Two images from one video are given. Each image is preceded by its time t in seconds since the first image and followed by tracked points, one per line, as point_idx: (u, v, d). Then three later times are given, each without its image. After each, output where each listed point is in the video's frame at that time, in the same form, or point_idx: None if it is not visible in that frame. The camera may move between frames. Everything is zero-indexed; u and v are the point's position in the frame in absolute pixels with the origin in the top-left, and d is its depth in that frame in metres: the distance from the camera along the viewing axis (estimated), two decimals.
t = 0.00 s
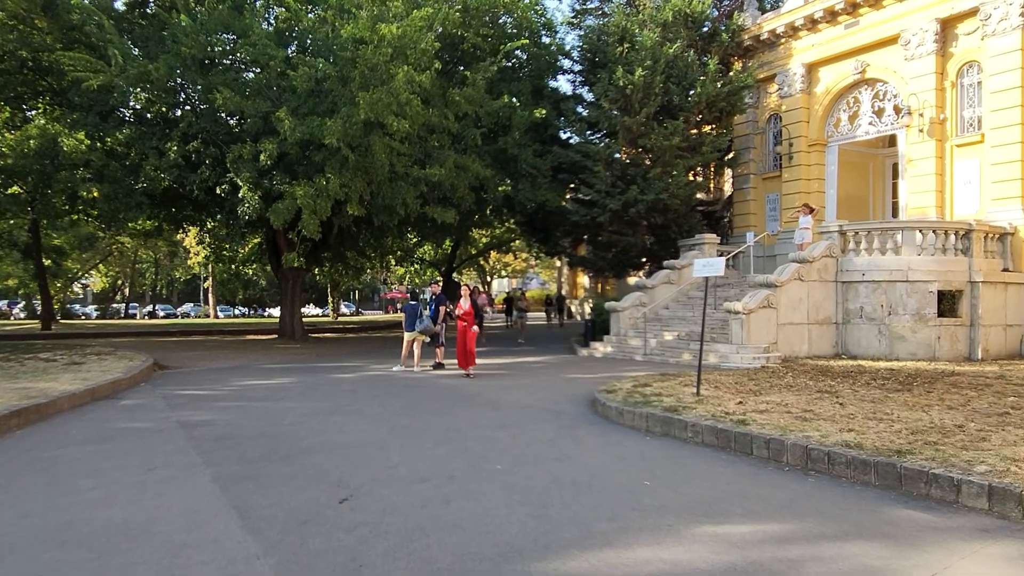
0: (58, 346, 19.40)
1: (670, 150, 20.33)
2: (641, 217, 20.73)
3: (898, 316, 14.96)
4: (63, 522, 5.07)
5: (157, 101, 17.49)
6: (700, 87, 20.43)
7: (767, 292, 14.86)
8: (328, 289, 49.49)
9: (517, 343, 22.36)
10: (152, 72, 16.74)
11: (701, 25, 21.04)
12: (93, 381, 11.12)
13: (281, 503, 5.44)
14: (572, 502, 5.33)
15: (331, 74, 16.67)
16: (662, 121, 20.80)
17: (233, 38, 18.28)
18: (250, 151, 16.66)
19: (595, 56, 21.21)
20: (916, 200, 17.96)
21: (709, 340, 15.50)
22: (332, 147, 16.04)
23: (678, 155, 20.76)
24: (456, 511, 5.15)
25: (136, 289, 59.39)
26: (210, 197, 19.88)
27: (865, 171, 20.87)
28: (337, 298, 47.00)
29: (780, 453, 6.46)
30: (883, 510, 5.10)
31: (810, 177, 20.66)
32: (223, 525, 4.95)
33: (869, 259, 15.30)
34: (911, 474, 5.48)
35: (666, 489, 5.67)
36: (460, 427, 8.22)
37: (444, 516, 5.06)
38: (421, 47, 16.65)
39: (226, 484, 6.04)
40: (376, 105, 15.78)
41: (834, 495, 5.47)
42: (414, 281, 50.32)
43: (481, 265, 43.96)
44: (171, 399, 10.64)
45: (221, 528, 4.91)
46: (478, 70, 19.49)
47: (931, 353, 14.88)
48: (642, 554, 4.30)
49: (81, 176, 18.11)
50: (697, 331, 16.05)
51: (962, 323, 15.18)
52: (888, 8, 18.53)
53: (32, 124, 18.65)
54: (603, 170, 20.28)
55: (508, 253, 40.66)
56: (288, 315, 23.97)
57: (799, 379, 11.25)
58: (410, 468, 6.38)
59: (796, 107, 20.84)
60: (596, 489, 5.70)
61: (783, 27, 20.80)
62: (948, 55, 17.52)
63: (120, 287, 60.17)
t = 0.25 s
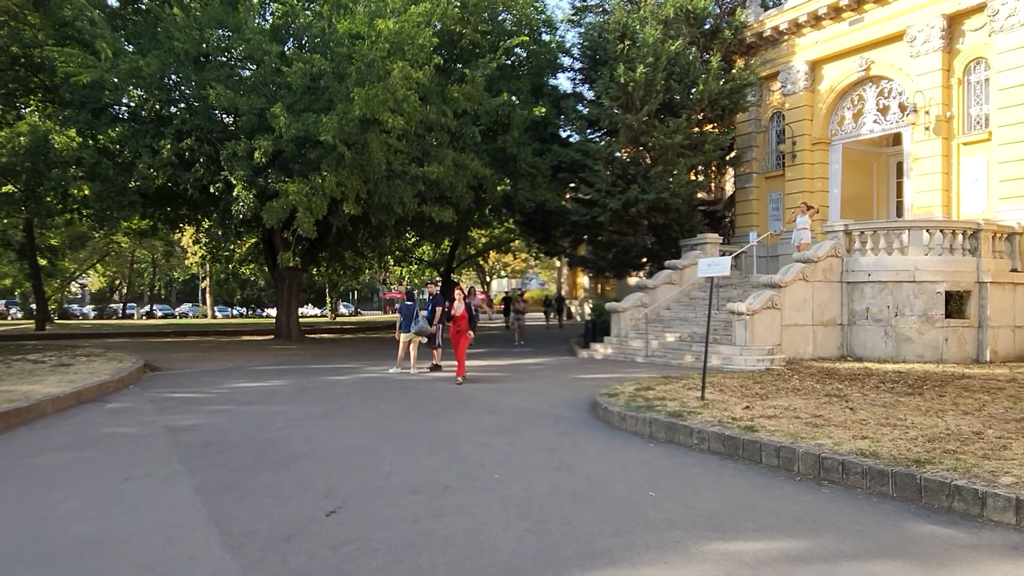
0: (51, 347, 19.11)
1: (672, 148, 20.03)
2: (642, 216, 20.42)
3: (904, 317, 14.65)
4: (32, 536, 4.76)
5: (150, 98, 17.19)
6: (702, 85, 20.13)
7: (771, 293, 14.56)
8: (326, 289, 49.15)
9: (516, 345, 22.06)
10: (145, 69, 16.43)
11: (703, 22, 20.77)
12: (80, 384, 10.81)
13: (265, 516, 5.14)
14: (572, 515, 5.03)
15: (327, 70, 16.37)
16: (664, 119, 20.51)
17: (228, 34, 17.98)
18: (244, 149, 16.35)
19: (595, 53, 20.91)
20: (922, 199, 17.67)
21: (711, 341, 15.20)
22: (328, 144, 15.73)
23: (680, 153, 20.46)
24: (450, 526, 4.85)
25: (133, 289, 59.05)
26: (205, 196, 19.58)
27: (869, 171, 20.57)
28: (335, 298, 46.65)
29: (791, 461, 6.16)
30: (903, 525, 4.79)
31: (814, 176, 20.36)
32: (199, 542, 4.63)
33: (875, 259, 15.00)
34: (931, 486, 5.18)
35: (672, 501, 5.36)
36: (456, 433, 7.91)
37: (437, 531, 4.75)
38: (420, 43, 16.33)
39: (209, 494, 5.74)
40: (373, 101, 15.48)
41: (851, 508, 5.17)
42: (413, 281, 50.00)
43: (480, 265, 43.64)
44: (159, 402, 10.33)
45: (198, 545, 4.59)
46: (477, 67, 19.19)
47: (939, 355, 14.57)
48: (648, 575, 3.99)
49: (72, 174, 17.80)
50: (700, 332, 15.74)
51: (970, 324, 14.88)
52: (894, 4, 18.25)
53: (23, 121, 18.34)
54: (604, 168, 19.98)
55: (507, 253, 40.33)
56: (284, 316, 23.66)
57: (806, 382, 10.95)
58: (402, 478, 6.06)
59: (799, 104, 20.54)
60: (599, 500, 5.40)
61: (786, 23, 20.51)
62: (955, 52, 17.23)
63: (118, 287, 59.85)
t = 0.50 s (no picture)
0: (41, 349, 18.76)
1: (673, 147, 19.71)
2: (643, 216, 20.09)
3: (912, 319, 14.32)
4: None
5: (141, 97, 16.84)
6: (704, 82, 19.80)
7: (775, 295, 14.24)
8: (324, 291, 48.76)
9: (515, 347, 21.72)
10: (135, 66, 16.08)
11: (705, 20, 20.47)
12: (65, 389, 10.47)
13: (246, 536, 4.80)
14: (574, 535, 4.69)
15: (322, 68, 16.04)
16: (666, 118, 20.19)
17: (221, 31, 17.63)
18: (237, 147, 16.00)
19: (595, 51, 20.58)
20: (928, 199, 17.36)
21: (715, 344, 14.86)
22: (323, 143, 15.40)
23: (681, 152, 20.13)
24: (444, 546, 4.52)
25: (130, 291, 58.64)
26: (198, 196, 19.24)
27: (873, 170, 20.26)
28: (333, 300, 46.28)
29: (805, 474, 5.83)
30: (931, 546, 4.45)
31: (818, 175, 20.03)
32: (172, 566, 4.29)
33: (882, 260, 14.68)
34: (958, 502, 4.85)
35: (681, 518, 5.03)
36: (452, 442, 7.58)
37: (430, 552, 4.42)
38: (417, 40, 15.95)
39: (189, 510, 5.40)
40: (368, 99, 15.15)
41: (872, 526, 4.84)
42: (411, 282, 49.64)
43: (479, 266, 43.31)
44: (146, 408, 9.99)
45: (171, 569, 4.25)
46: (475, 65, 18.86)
47: (948, 358, 14.25)
48: None
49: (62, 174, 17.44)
50: (703, 335, 15.41)
51: (980, 326, 14.56)
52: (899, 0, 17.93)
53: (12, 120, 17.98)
54: (604, 168, 19.65)
55: (506, 255, 39.99)
56: (280, 318, 23.31)
57: (814, 387, 10.62)
58: (394, 493, 5.73)
59: (803, 103, 20.22)
60: (603, 517, 5.06)
61: (789, 21, 20.20)
62: (961, 49, 16.92)
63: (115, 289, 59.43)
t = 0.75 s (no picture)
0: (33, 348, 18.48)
1: (675, 143, 19.43)
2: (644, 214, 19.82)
3: (920, 318, 14.05)
4: None
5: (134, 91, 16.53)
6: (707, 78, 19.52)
7: (780, 293, 13.96)
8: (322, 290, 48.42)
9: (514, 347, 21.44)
10: (128, 60, 15.77)
11: (707, 15, 20.20)
12: (51, 389, 10.18)
13: (229, 545, 4.52)
14: (578, 544, 4.41)
15: (318, 62, 15.76)
16: (668, 114, 19.91)
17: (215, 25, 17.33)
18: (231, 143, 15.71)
19: (596, 46, 20.30)
20: (935, 196, 17.09)
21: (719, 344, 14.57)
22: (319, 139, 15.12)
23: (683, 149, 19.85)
24: (439, 557, 4.24)
25: (127, 290, 58.29)
26: (193, 194, 18.94)
27: (878, 167, 19.99)
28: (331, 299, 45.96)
29: (819, 479, 5.54)
30: (959, 557, 4.18)
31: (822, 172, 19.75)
32: None
33: (889, 258, 14.39)
34: (985, 510, 4.57)
35: (691, 526, 4.75)
36: (449, 444, 7.30)
37: (424, 563, 4.14)
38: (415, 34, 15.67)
39: (171, 516, 5.12)
40: (365, 93, 14.88)
41: (894, 535, 4.56)
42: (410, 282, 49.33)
43: (479, 265, 43.00)
44: (135, 409, 9.70)
45: None
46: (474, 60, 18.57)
47: (956, 358, 13.97)
48: None
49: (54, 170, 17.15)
50: (706, 334, 15.13)
51: (988, 326, 14.29)
52: None
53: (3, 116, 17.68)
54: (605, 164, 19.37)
55: (506, 254, 39.67)
56: (277, 317, 23.01)
57: (821, 387, 10.34)
58: (388, 498, 5.44)
59: (807, 99, 19.94)
60: (608, 525, 4.78)
61: (792, 16, 19.91)
62: (968, 43, 16.64)
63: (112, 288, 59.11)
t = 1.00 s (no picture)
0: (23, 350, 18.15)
1: (677, 142, 19.13)
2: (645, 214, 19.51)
3: (927, 321, 13.75)
4: None
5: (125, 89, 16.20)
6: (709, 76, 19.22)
7: (785, 294, 13.65)
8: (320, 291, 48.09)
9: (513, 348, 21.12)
10: (117, 56, 15.45)
11: (709, 12, 19.91)
12: (34, 394, 9.85)
13: (205, 567, 4.20)
14: (581, 567, 4.09)
15: (313, 59, 15.45)
16: (669, 112, 19.62)
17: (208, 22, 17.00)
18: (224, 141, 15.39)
19: (596, 44, 20.00)
20: (941, 196, 16.79)
21: (721, 347, 14.26)
22: (313, 136, 14.82)
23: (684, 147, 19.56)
24: None
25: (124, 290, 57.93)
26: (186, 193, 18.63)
27: (882, 167, 19.69)
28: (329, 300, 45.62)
29: (834, 493, 5.23)
30: None
31: (825, 172, 19.44)
32: None
33: (895, 259, 14.09)
34: (1017, 530, 4.26)
35: (701, 546, 4.43)
36: (444, 454, 6.98)
37: None
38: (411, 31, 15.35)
39: (145, 534, 4.79)
40: (361, 91, 14.58)
41: (919, 557, 4.25)
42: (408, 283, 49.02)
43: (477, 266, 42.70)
44: (120, 415, 9.37)
45: None
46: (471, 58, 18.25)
47: (964, 361, 13.67)
48: None
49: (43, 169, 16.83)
50: (709, 336, 14.82)
51: (997, 328, 13.99)
52: None
53: None
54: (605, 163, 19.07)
55: (504, 255, 39.36)
56: (272, 318, 22.69)
57: (829, 392, 10.04)
58: (378, 515, 5.12)
59: (810, 97, 19.64)
60: (613, 545, 4.46)
61: (795, 13, 19.63)
62: (975, 40, 16.36)
63: (109, 289, 58.75)
